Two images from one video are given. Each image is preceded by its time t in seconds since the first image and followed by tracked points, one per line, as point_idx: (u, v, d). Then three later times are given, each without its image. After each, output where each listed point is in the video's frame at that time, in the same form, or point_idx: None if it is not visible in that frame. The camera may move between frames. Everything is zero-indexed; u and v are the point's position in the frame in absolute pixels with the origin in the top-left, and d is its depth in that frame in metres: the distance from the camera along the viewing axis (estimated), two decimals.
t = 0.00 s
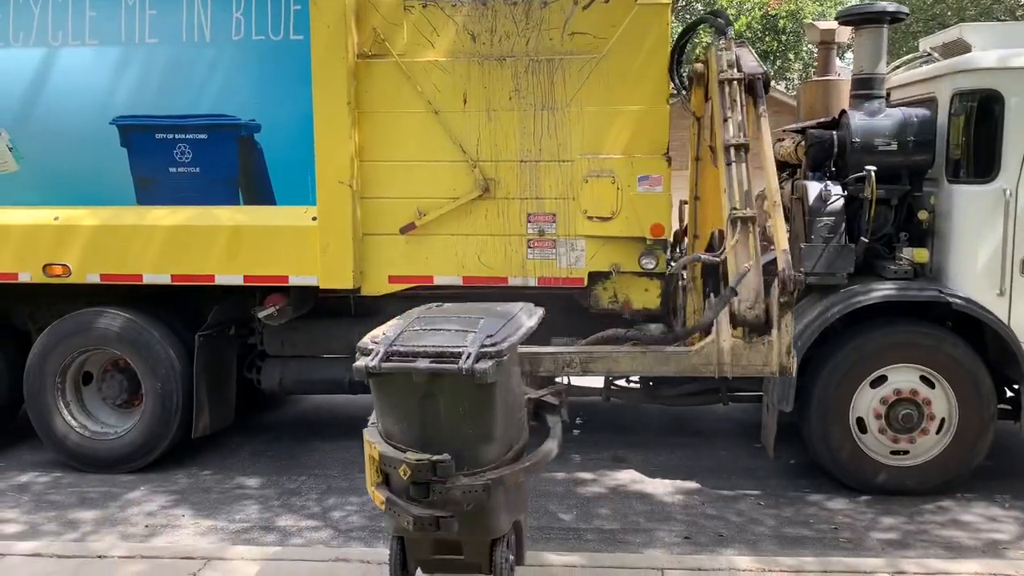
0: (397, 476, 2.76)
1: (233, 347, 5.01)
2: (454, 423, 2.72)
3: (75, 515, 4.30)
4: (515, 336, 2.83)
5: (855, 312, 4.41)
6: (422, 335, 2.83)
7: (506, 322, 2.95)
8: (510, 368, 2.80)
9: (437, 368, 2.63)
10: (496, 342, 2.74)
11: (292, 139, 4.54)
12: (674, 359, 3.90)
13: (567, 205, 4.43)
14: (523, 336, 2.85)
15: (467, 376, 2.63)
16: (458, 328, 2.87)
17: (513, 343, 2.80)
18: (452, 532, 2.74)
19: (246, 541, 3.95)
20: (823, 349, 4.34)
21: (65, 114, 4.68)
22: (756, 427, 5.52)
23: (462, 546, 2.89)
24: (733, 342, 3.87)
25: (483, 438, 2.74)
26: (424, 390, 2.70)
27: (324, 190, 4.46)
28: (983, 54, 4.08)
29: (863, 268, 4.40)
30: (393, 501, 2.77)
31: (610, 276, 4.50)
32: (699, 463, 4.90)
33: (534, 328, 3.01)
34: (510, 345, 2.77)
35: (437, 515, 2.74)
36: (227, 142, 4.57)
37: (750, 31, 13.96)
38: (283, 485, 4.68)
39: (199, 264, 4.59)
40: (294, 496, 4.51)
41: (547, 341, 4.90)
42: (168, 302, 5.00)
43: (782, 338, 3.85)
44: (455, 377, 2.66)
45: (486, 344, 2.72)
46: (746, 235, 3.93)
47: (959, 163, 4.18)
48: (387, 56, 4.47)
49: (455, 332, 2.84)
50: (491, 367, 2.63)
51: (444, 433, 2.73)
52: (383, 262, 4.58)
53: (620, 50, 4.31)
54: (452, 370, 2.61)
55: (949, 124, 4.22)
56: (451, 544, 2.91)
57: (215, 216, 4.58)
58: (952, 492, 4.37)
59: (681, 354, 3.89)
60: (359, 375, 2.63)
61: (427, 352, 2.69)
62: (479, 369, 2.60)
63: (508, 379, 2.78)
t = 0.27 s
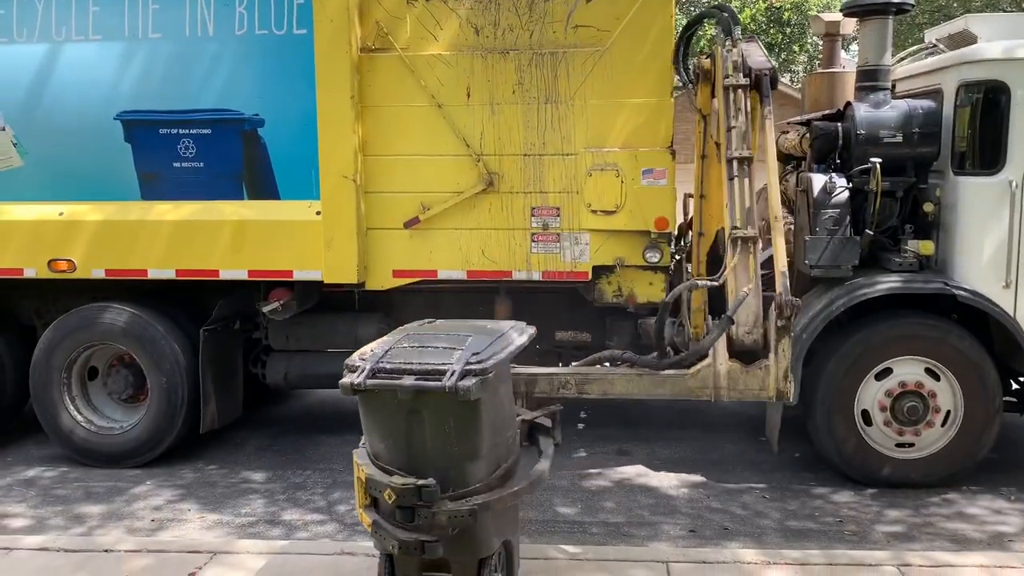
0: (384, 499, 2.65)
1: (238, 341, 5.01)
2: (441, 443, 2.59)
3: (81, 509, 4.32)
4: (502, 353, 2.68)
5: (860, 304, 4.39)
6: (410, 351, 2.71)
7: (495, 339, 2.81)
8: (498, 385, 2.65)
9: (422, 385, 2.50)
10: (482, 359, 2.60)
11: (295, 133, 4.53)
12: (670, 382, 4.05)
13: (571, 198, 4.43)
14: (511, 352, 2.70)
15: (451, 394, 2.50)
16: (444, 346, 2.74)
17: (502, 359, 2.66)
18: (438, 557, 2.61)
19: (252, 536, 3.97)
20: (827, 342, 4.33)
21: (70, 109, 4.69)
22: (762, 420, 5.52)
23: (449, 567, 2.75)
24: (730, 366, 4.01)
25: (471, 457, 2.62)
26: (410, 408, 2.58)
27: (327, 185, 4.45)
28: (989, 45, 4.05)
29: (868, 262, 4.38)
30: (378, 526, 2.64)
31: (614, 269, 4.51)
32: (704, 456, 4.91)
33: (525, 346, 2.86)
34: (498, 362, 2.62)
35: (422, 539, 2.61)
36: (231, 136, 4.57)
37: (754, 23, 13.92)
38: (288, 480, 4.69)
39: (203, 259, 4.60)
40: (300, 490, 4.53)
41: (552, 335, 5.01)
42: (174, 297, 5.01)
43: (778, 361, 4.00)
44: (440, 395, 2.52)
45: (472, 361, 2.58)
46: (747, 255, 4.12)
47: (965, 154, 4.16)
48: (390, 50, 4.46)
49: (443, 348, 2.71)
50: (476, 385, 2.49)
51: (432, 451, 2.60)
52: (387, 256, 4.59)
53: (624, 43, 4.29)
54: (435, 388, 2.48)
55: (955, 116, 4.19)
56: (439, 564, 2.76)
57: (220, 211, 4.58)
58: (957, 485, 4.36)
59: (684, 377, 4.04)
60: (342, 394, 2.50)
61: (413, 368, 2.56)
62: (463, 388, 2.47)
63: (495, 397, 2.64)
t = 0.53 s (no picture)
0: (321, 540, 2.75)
1: (243, 337, 5.02)
2: (444, 435, 2.58)
3: (88, 504, 4.33)
4: (511, 348, 2.70)
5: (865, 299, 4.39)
6: (416, 345, 2.73)
7: (502, 336, 2.83)
8: (505, 380, 2.67)
9: (428, 376, 2.51)
10: (489, 353, 2.62)
11: (299, 129, 4.53)
12: (687, 408, 4.02)
13: (575, 194, 4.43)
14: (519, 347, 2.72)
15: (459, 384, 2.52)
16: (452, 341, 2.76)
17: (510, 354, 2.68)
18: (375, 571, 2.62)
19: (258, 531, 3.98)
20: (832, 337, 4.33)
21: (75, 106, 4.70)
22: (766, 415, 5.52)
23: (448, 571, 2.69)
24: (749, 389, 4.02)
25: (473, 454, 2.59)
26: (416, 400, 2.59)
27: (331, 181, 4.46)
28: (995, 40, 4.05)
29: (874, 257, 4.37)
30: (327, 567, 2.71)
31: (618, 264, 4.51)
32: (709, 451, 4.91)
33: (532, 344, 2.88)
34: (506, 356, 2.64)
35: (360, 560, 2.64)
36: (235, 132, 4.57)
37: (758, 18, 13.88)
38: (294, 475, 4.70)
39: (208, 255, 4.61)
40: (305, 485, 4.54)
41: (557, 330, 5.07)
42: (179, 292, 5.02)
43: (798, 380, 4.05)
44: (447, 386, 2.54)
45: (480, 354, 2.60)
46: (762, 274, 4.14)
47: (970, 149, 4.15)
48: (394, 45, 4.46)
49: (448, 343, 2.73)
50: (485, 376, 2.51)
51: (435, 446, 2.59)
52: (391, 252, 4.59)
53: (628, 37, 4.30)
54: (444, 378, 2.50)
55: (961, 110, 4.19)
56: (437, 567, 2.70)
57: (225, 207, 4.59)
58: (962, 479, 4.36)
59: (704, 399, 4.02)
60: (350, 383, 2.51)
61: (419, 360, 2.58)
62: (472, 378, 2.49)
63: (501, 391, 2.65)
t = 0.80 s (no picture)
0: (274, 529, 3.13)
1: (247, 338, 5.00)
2: (434, 438, 2.59)
3: (86, 505, 4.33)
4: (503, 352, 2.69)
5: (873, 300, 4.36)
6: (409, 347, 2.74)
7: (499, 339, 2.82)
8: (497, 385, 2.66)
9: (416, 378, 2.52)
10: (479, 356, 2.62)
11: (304, 129, 4.51)
12: (682, 413, 4.06)
13: (582, 195, 4.41)
14: (512, 351, 2.71)
15: (446, 387, 2.52)
16: (446, 344, 2.76)
17: (501, 358, 2.66)
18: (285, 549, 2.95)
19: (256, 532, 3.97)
20: (838, 339, 4.30)
21: (79, 107, 4.68)
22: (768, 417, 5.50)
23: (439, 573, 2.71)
24: (742, 398, 4.03)
25: (463, 458, 2.59)
26: (405, 402, 2.61)
27: (336, 182, 4.44)
28: (1006, 40, 4.01)
29: (882, 258, 4.33)
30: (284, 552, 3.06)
31: (625, 265, 4.48)
32: (710, 454, 4.89)
33: (530, 348, 2.86)
34: (495, 360, 2.63)
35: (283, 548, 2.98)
36: (240, 133, 4.55)
37: (762, 19, 13.84)
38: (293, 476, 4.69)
39: (214, 256, 4.60)
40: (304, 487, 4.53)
41: (563, 332, 5.06)
42: (183, 293, 5.01)
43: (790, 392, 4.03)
44: (436, 388, 2.55)
45: (468, 358, 2.60)
46: (760, 284, 4.13)
47: (980, 149, 4.11)
48: (399, 46, 4.44)
49: (440, 346, 2.73)
50: (470, 380, 2.50)
51: (423, 450, 2.61)
52: (397, 253, 4.57)
53: (635, 38, 4.27)
54: (429, 381, 2.51)
55: (971, 110, 4.14)
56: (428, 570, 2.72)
57: (230, 208, 4.58)
58: (966, 483, 4.33)
59: (696, 407, 4.04)
60: (338, 384, 2.55)
61: (409, 363, 2.59)
62: (456, 382, 2.48)
63: (493, 395, 2.64)
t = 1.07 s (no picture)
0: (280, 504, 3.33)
1: (248, 344, 4.95)
2: (413, 449, 2.69)
3: (67, 513, 4.27)
4: (484, 362, 2.78)
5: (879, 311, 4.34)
6: (391, 357, 2.84)
7: (483, 348, 2.92)
8: (478, 394, 2.76)
9: (396, 389, 2.63)
10: (458, 366, 2.72)
11: (309, 134, 4.48)
12: (700, 433, 3.89)
13: (587, 202, 4.39)
14: (494, 361, 2.80)
15: (424, 397, 2.62)
16: (428, 353, 2.87)
17: (482, 368, 2.76)
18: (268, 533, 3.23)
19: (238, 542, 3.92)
20: (844, 351, 4.28)
21: (82, 110, 4.65)
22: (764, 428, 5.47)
23: None
24: (760, 417, 3.89)
25: (443, 470, 2.69)
26: (385, 412, 2.71)
27: (341, 188, 4.41)
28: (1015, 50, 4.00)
29: (888, 269, 4.31)
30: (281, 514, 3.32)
31: (630, 274, 4.45)
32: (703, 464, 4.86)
33: (512, 356, 2.95)
34: (476, 370, 2.72)
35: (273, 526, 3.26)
36: (244, 137, 4.52)
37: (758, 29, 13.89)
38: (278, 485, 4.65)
39: (216, 261, 4.55)
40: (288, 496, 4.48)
41: (567, 340, 5.03)
42: (182, 299, 4.95)
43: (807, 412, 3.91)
44: (414, 398, 2.66)
45: (449, 367, 2.69)
46: (775, 302, 4.04)
47: (987, 159, 4.10)
48: (406, 51, 4.42)
49: (422, 356, 2.83)
50: (450, 391, 2.60)
51: (404, 461, 2.71)
52: (401, 259, 4.54)
53: (644, 45, 4.25)
54: (409, 392, 2.61)
55: (979, 121, 4.13)
56: None
57: (233, 212, 4.54)
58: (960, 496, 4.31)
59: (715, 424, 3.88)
60: (317, 394, 2.66)
61: (390, 373, 2.70)
62: (435, 392, 2.58)
63: (473, 405, 2.74)
